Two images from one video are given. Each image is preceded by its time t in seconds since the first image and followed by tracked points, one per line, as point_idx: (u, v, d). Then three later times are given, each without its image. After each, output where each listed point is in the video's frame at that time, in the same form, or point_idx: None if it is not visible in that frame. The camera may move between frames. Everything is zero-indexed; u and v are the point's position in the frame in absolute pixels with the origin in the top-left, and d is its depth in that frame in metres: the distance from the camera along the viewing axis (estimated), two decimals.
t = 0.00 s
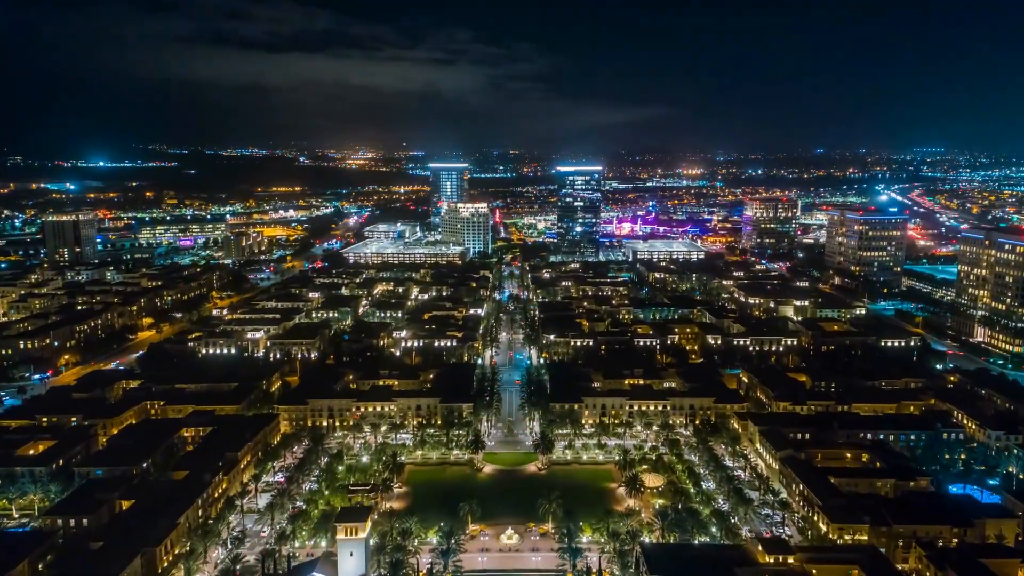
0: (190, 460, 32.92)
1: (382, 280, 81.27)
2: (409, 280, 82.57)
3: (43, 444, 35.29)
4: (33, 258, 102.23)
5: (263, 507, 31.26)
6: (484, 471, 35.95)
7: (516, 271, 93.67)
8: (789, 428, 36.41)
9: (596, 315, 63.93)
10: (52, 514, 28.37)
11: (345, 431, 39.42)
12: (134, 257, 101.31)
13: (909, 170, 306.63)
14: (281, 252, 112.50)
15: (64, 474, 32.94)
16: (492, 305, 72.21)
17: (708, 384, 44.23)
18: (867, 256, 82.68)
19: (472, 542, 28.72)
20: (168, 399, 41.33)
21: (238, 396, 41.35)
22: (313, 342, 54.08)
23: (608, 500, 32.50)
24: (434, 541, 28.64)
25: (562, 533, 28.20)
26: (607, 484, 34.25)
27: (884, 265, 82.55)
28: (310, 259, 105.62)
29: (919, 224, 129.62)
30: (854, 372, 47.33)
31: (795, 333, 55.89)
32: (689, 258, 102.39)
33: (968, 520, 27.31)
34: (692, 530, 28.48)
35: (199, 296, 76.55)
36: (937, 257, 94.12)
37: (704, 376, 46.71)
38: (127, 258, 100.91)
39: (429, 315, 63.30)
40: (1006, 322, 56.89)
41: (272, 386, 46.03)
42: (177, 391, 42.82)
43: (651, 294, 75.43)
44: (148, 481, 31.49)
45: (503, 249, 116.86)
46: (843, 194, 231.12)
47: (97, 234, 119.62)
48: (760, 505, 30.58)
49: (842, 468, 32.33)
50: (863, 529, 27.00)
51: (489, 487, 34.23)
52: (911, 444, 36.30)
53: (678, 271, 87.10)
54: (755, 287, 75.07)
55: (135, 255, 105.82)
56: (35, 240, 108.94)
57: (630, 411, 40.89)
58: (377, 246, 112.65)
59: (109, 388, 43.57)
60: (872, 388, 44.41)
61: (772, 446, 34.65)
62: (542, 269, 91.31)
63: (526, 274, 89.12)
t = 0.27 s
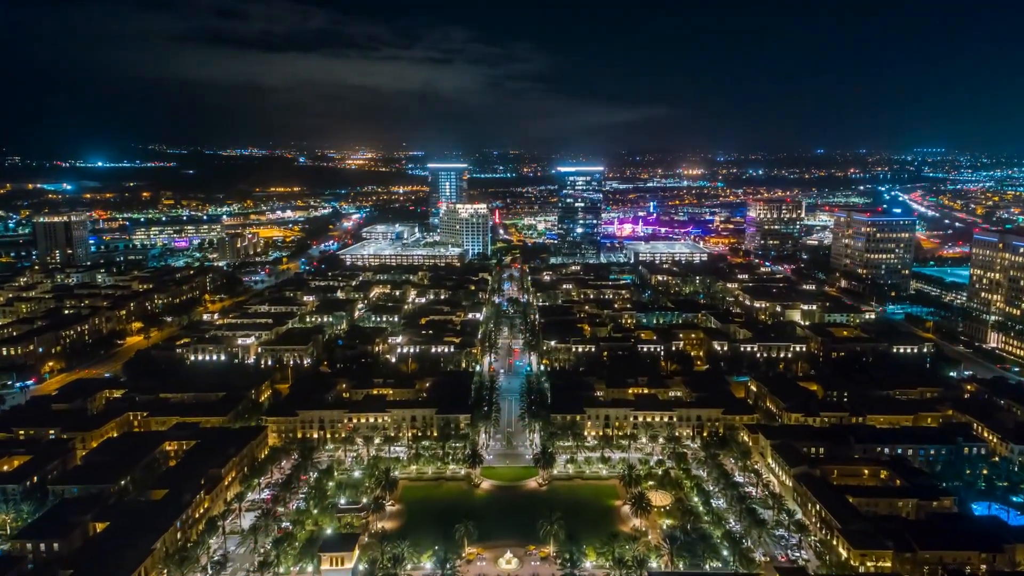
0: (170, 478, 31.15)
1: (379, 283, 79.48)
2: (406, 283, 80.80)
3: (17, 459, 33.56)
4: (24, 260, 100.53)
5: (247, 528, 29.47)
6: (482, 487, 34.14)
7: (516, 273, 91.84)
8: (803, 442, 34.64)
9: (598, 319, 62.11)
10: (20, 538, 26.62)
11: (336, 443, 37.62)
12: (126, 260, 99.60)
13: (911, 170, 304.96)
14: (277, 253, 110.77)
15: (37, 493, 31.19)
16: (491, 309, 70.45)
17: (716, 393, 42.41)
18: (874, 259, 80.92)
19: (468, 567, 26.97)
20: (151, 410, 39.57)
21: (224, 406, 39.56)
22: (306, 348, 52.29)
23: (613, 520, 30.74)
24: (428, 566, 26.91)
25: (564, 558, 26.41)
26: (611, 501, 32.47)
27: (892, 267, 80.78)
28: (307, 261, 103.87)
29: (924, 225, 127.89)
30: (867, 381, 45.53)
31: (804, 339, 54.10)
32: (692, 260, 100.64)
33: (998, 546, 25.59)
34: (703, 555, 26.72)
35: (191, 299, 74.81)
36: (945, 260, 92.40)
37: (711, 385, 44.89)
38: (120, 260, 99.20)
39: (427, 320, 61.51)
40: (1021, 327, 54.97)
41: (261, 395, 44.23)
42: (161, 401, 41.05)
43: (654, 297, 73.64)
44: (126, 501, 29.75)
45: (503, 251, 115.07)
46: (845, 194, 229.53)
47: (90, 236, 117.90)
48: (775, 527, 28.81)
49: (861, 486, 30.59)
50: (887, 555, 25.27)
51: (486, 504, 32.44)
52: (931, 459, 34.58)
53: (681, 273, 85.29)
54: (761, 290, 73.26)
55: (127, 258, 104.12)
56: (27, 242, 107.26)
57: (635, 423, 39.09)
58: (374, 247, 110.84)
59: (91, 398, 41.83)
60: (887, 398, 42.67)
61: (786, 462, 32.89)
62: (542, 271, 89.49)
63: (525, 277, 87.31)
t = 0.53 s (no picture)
0: (148, 498, 29.36)
1: (375, 286, 77.72)
2: (403, 286, 79.03)
3: None
4: (15, 262, 98.79)
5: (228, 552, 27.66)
6: (479, 506, 32.30)
7: (516, 276, 90.04)
8: (818, 458, 32.85)
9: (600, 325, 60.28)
10: None
11: (327, 458, 35.80)
12: (119, 262, 97.82)
13: (913, 171, 303.26)
14: (272, 255, 108.99)
15: (7, 513, 29.43)
16: (490, 313, 68.71)
17: (724, 403, 40.60)
18: (882, 261, 79.13)
19: None
20: (133, 422, 37.83)
21: (209, 418, 37.78)
22: (298, 355, 50.50)
23: (618, 543, 28.95)
24: None
25: None
26: (616, 521, 30.67)
27: (901, 270, 78.97)
28: (303, 263, 102.11)
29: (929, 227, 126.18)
30: (881, 390, 43.71)
31: (813, 345, 52.28)
32: (695, 262, 98.86)
33: None
34: None
35: (183, 303, 73.04)
36: (954, 262, 90.60)
37: (719, 394, 43.05)
38: (112, 262, 97.41)
39: (424, 325, 59.72)
40: None
41: (249, 406, 42.44)
42: (144, 413, 39.26)
43: (657, 301, 71.87)
44: (100, 523, 27.97)
45: (503, 253, 113.30)
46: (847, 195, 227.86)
47: (83, 237, 116.08)
48: (791, 551, 27.02)
49: (881, 507, 28.82)
50: None
51: (484, 525, 30.61)
52: (953, 475, 32.81)
53: (684, 276, 83.51)
54: (767, 293, 71.48)
55: (120, 260, 102.33)
56: (18, 243, 105.54)
57: (640, 436, 37.26)
58: (372, 249, 109.11)
59: (71, 409, 40.07)
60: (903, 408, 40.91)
61: (800, 479, 31.09)
62: (542, 273, 87.68)
63: (526, 279, 85.50)
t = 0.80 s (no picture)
0: (118, 525, 27.25)
1: (371, 290, 75.62)
2: (400, 290, 76.94)
3: None
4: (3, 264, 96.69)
5: None
6: (476, 530, 30.14)
7: (515, 279, 87.88)
8: (837, 479, 30.73)
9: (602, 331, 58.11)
10: None
11: (314, 477, 33.66)
12: (109, 265, 95.76)
13: (915, 171, 301.09)
14: (267, 257, 106.99)
15: None
16: (489, 318, 66.59)
17: (735, 416, 38.47)
18: (892, 265, 76.98)
19: None
20: (109, 439, 35.75)
21: (190, 435, 35.67)
22: (287, 364, 48.37)
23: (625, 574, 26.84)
24: None
25: None
26: (622, 549, 28.55)
27: (911, 274, 76.82)
28: (298, 265, 100.02)
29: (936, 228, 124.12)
30: (899, 402, 41.58)
31: (826, 354, 50.14)
32: (698, 265, 96.75)
33: None
34: None
35: (172, 308, 70.94)
36: (964, 265, 88.49)
37: (729, 406, 40.90)
38: (103, 265, 95.32)
39: (420, 331, 57.58)
40: None
41: (234, 420, 40.30)
42: (122, 429, 37.18)
43: (661, 306, 69.76)
44: (65, 553, 25.88)
45: (502, 255, 111.20)
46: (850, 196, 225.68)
47: (75, 239, 113.93)
48: None
49: (909, 536, 26.69)
50: None
51: (480, 552, 28.50)
52: (982, 498, 30.68)
53: (689, 280, 81.39)
54: (774, 298, 69.34)
55: (111, 262, 100.23)
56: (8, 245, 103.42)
57: (647, 453, 35.07)
58: (369, 251, 107.03)
59: (46, 424, 38.00)
60: (924, 423, 38.79)
61: (820, 503, 28.98)
62: (543, 276, 85.54)
63: (526, 282, 83.36)
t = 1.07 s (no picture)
0: (85, 555, 25.26)
1: (367, 294, 73.60)
2: (397, 294, 74.89)
3: None
4: None
5: None
6: (472, 556, 28.13)
7: (515, 282, 85.83)
8: (858, 502, 28.73)
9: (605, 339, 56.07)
10: None
11: (300, 498, 31.66)
12: (100, 268, 93.74)
13: (918, 171, 299.00)
14: (262, 259, 104.95)
15: None
16: (488, 323, 64.58)
17: (747, 430, 36.43)
18: (903, 268, 74.95)
19: None
20: (85, 455, 33.72)
21: (170, 451, 33.70)
22: (277, 373, 46.33)
23: None
24: None
25: None
26: None
27: (922, 277, 74.79)
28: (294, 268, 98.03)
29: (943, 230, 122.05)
30: (918, 415, 39.53)
31: (838, 362, 48.12)
32: (702, 267, 94.68)
33: None
34: None
35: (162, 312, 68.93)
36: (974, 268, 86.49)
37: (740, 419, 38.88)
38: (94, 268, 93.36)
39: (416, 338, 55.56)
40: None
41: (218, 435, 38.27)
42: (99, 445, 35.23)
43: (665, 311, 67.70)
44: None
45: (502, 257, 109.17)
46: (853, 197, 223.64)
47: (67, 241, 111.96)
48: None
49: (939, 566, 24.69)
50: None
51: None
52: (1013, 522, 28.69)
53: (693, 283, 79.30)
54: (781, 303, 67.32)
55: (103, 265, 98.30)
56: None
57: (654, 470, 33.05)
58: (366, 253, 104.97)
59: (19, 439, 36.06)
60: (945, 438, 36.80)
61: (841, 529, 26.99)
62: (543, 280, 83.45)
63: (526, 286, 81.32)
